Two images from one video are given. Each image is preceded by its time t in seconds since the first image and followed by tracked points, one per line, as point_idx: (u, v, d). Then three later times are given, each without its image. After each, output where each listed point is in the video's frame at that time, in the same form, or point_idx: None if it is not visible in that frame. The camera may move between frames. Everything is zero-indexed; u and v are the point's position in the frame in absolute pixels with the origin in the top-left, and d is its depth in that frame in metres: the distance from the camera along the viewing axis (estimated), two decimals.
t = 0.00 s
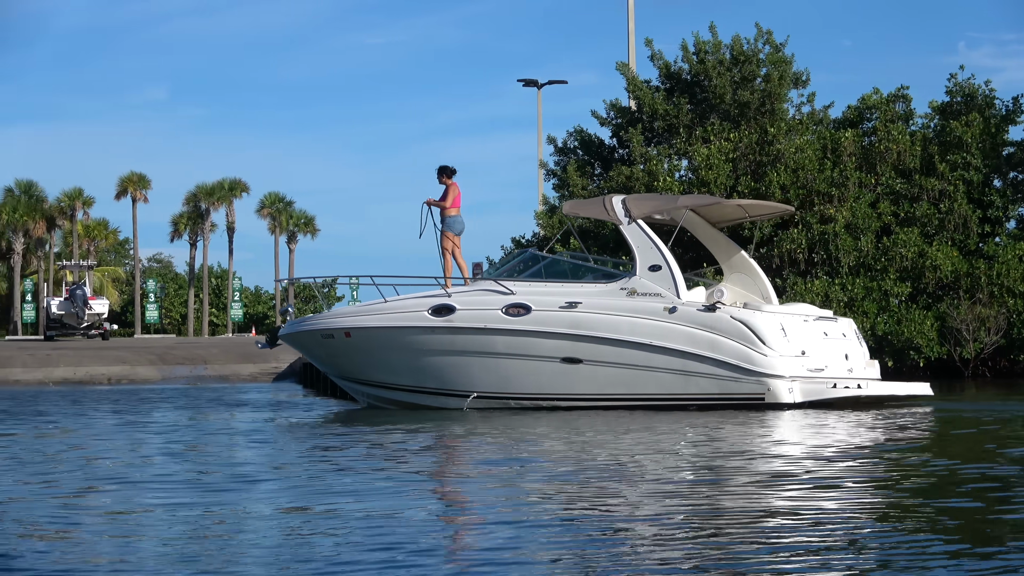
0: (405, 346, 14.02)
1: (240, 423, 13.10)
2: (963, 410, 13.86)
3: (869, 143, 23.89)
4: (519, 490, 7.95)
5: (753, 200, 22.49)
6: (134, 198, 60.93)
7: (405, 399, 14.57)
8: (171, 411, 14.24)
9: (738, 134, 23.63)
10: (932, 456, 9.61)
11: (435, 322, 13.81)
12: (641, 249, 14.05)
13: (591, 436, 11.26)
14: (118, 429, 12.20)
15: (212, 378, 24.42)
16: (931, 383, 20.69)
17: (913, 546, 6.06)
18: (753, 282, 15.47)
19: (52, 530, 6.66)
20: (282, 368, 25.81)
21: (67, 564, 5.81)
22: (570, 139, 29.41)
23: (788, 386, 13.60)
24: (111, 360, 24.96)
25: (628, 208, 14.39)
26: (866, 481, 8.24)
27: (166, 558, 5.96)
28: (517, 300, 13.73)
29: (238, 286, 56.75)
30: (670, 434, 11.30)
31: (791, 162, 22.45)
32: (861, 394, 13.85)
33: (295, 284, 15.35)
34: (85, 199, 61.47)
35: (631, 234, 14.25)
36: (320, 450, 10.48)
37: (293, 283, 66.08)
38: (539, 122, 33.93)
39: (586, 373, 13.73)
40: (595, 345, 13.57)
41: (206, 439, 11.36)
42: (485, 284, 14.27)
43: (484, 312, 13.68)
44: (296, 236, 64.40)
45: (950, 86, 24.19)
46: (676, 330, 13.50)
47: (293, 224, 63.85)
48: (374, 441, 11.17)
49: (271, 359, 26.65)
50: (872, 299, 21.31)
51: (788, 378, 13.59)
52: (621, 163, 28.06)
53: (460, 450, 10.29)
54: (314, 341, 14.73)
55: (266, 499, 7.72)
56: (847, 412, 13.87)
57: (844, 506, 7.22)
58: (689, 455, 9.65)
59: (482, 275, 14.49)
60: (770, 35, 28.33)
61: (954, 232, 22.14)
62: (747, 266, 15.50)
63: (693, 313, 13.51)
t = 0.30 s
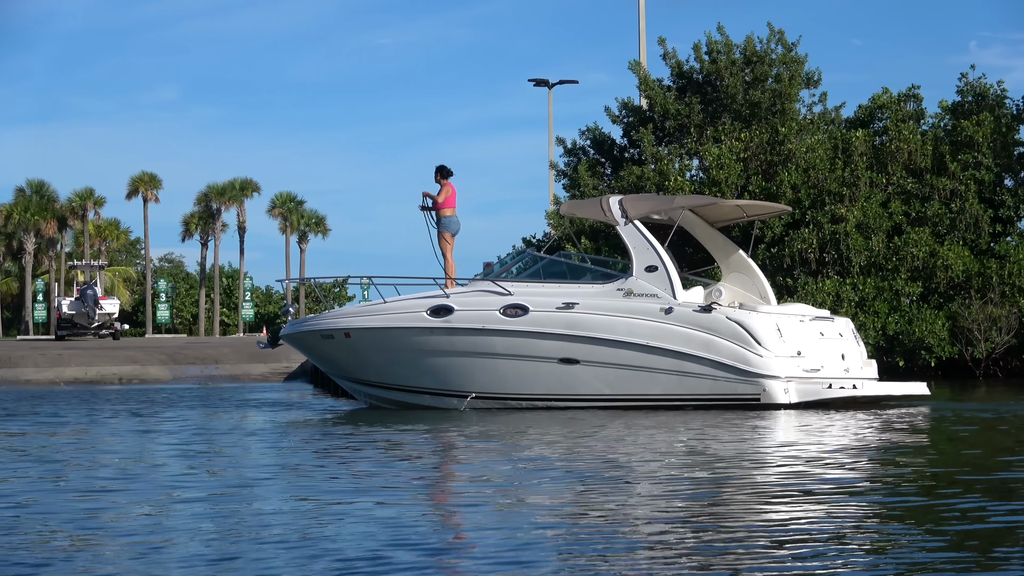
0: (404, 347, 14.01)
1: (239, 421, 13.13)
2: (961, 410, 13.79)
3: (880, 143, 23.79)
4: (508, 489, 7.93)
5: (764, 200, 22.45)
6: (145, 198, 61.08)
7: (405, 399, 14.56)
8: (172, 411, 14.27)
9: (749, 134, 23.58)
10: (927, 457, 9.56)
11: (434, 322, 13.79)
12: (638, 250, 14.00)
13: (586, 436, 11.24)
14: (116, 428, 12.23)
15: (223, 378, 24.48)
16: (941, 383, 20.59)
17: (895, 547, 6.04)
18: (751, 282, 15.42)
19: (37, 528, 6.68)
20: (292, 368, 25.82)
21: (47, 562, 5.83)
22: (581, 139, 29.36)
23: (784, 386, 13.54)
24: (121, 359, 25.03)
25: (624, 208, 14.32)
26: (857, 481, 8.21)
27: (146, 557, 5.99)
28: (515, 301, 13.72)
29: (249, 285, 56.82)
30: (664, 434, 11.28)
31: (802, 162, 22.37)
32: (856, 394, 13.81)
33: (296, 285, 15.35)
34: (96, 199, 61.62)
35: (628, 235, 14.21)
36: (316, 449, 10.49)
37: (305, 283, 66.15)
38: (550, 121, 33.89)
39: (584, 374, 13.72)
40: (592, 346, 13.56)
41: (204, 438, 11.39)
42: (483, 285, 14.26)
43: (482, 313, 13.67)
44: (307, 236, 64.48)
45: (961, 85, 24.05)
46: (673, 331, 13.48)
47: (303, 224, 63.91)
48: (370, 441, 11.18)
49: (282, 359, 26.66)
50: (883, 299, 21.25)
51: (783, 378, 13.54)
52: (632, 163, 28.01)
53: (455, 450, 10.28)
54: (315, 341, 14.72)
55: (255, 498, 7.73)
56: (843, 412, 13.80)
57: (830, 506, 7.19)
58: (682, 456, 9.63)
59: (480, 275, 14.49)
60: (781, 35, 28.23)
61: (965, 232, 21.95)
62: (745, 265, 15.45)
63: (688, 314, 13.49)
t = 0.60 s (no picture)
0: (401, 347, 14.00)
1: (236, 421, 13.16)
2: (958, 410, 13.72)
3: (890, 143, 23.72)
4: (493, 490, 7.94)
5: (774, 200, 22.40)
6: (156, 199, 61.22)
7: (403, 399, 14.54)
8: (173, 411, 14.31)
9: (759, 134, 23.53)
10: (921, 457, 9.51)
11: (430, 323, 13.79)
12: (633, 251, 13.98)
13: (579, 436, 11.23)
14: (115, 428, 12.27)
15: (233, 378, 24.52)
16: (951, 383, 20.52)
17: (876, 549, 6.02)
18: (748, 282, 15.37)
19: (22, 527, 6.71)
20: (301, 368, 25.83)
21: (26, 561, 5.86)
22: (591, 138, 29.30)
23: (778, 388, 13.51)
24: (129, 359, 25.12)
25: (619, 210, 14.30)
26: (845, 482, 8.18)
27: (124, 555, 6.01)
28: (512, 302, 13.71)
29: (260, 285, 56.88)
30: (657, 435, 11.27)
31: (812, 162, 22.31)
32: (851, 395, 13.79)
33: (297, 287, 15.37)
34: (106, 199, 61.78)
35: (623, 236, 14.17)
36: (311, 449, 10.50)
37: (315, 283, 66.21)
38: (559, 121, 33.84)
39: (581, 375, 13.68)
40: (588, 347, 13.54)
41: (200, 438, 11.42)
42: (479, 286, 14.25)
43: (478, 314, 13.68)
44: (317, 236, 64.57)
45: (970, 85, 23.99)
46: (667, 332, 13.47)
47: (313, 224, 63.99)
48: (365, 441, 11.19)
49: (292, 359, 26.67)
50: (893, 299, 21.20)
51: (778, 380, 13.51)
52: (642, 163, 27.96)
53: (448, 450, 10.27)
54: (314, 342, 14.70)
55: (241, 498, 7.74)
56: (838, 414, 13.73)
57: (815, 507, 7.17)
58: (674, 457, 9.61)
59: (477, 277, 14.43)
60: (792, 35, 28.14)
61: (975, 233, 21.94)
62: (743, 265, 15.40)
63: (683, 315, 13.47)
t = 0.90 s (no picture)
0: (403, 348, 14.01)
1: (237, 420, 13.20)
2: (959, 410, 13.62)
3: (904, 142, 23.64)
4: (481, 492, 7.90)
5: (787, 200, 22.31)
6: (174, 201, 61.43)
7: (405, 399, 14.56)
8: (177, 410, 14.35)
9: (773, 134, 23.47)
10: (918, 458, 9.42)
11: (430, 324, 13.77)
12: (633, 252, 13.91)
13: (576, 437, 11.18)
14: (114, 427, 12.31)
15: (245, 378, 24.55)
16: (965, 383, 20.36)
17: (858, 553, 5.95)
18: (750, 281, 15.30)
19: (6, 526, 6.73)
20: (314, 367, 25.86)
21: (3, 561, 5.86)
22: (605, 138, 29.26)
23: (777, 389, 13.41)
24: (142, 359, 25.21)
25: (619, 210, 14.23)
26: (837, 483, 8.11)
27: (102, 554, 6.02)
28: (512, 302, 13.68)
29: (273, 284, 56.99)
30: (654, 436, 11.21)
31: (826, 161, 22.22)
32: (850, 396, 13.67)
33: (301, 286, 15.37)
34: (121, 199, 62.07)
35: (623, 237, 14.10)
36: (308, 449, 10.50)
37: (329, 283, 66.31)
38: (573, 121, 33.82)
39: (581, 376, 13.65)
40: (588, 348, 13.50)
41: (199, 437, 11.44)
42: (480, 286, 14.20)
43: (479, 314, 13.65)
44: (330, 236, 64.68)
45: (985, 85, 23.85)
46: (667, 333, 13.40)
47: (329, 225, 64.12)
48: (362, 441, 11.17)
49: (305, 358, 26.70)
50: (907, 299, 21.09)
51: (776, 380, 13.41)
52: (656, 162, 27.91)
53: (445, 451, 10.25)
54: (317, 342, 14.73)
55: (228, 498, 7.73)
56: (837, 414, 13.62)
57: (803, 509, 7.11)
58: (669, 458, 9.55)
59: (477, 278, 14.39)
60: (805, 34, 28.05)
61: (990, 231, 21.53)
62: (744, 264, 15.33)
63: (683, 316, 13.40)
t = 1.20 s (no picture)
0: (398, 349, 13.91)
1: (233, 422, 13.13)
2: (962, 412, 13.47)
3: (919, 139, 23.45)
4: (467, 496, 7.80)
5: (800, 198, 22.15)
6: (170, 196, 61.53)
7: (401, 401, 14.46)
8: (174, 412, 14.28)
9: (786, 131, 23.30)
10: (916, 462, 9.29)
11: (426, 324, 13.67)
12: (629, 251, 13.78)
13: (570, 439, 11.07)
14: (109, 429, 12.25)
15: (250, 379, 24.46)
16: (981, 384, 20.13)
17: (843, 560, 5.83)
18: (750, 281, 15.15)
19: None
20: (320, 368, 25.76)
21: None
22: (615, 135, 29.12)
23: (775, 390, 13.30)
24: (146, 360, 25.17)
25: (616, 209, 14.11)
26: (829, 488, 7.98)
27: (75, 558, 5.95)
28: (507, 303, 13.56)
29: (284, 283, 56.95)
30: (650, 438, 11.09)
31: (840, 158, 22.06)
32: (848, 398, 13.58)
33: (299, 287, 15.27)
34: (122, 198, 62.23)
35: (620, 236, 13.97)
36: (300, 451, 10.41)
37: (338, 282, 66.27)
38: (582, 118, 33.72)
39: (578, 377, 13.54)
40: (584, 349, 13.38)
41: (193, 439, 11.36)
42: (475, 287, 14.07)
43: (474, 315, 13.54)
44: (336, 234, 64.61)
45: (1003, 81, 23.62)
46: (664, 334, 13.27)
47: (332, 223, 64.04)
48: (355, 443, 11.08)
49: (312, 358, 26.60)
50: (922, 299, 20.92)
51: (774, 382, 13.30)
52: (667, 159, 27.77)
53: (437, 453, 10.15)
54: (312, 343, 14.63)
55: (213, 501, 7.66)
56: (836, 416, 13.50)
57: (791, 514, 7.00)
58: (662, 461, 9.43)
59: (473, 278, 14.27)
60: (818, 29, 27.86)
61: (1007, 231, 21.29)
62: (744, 264, 15.19)
63: (680, 316, 13.27)
